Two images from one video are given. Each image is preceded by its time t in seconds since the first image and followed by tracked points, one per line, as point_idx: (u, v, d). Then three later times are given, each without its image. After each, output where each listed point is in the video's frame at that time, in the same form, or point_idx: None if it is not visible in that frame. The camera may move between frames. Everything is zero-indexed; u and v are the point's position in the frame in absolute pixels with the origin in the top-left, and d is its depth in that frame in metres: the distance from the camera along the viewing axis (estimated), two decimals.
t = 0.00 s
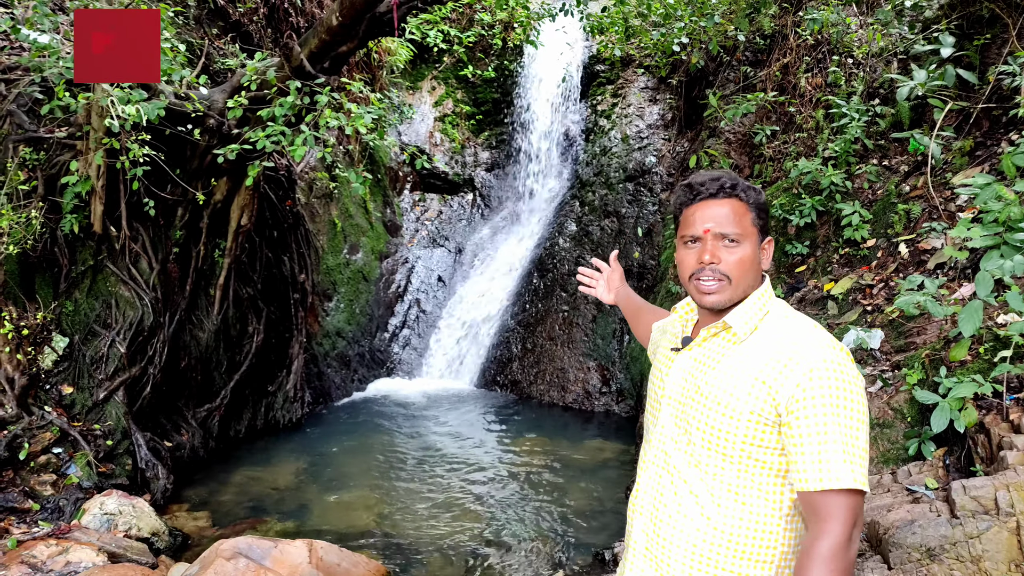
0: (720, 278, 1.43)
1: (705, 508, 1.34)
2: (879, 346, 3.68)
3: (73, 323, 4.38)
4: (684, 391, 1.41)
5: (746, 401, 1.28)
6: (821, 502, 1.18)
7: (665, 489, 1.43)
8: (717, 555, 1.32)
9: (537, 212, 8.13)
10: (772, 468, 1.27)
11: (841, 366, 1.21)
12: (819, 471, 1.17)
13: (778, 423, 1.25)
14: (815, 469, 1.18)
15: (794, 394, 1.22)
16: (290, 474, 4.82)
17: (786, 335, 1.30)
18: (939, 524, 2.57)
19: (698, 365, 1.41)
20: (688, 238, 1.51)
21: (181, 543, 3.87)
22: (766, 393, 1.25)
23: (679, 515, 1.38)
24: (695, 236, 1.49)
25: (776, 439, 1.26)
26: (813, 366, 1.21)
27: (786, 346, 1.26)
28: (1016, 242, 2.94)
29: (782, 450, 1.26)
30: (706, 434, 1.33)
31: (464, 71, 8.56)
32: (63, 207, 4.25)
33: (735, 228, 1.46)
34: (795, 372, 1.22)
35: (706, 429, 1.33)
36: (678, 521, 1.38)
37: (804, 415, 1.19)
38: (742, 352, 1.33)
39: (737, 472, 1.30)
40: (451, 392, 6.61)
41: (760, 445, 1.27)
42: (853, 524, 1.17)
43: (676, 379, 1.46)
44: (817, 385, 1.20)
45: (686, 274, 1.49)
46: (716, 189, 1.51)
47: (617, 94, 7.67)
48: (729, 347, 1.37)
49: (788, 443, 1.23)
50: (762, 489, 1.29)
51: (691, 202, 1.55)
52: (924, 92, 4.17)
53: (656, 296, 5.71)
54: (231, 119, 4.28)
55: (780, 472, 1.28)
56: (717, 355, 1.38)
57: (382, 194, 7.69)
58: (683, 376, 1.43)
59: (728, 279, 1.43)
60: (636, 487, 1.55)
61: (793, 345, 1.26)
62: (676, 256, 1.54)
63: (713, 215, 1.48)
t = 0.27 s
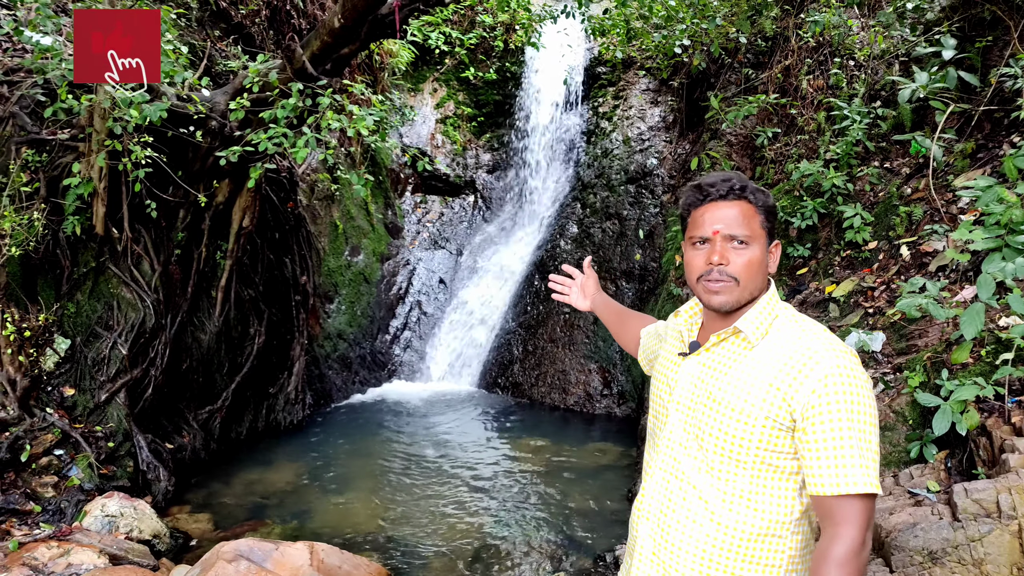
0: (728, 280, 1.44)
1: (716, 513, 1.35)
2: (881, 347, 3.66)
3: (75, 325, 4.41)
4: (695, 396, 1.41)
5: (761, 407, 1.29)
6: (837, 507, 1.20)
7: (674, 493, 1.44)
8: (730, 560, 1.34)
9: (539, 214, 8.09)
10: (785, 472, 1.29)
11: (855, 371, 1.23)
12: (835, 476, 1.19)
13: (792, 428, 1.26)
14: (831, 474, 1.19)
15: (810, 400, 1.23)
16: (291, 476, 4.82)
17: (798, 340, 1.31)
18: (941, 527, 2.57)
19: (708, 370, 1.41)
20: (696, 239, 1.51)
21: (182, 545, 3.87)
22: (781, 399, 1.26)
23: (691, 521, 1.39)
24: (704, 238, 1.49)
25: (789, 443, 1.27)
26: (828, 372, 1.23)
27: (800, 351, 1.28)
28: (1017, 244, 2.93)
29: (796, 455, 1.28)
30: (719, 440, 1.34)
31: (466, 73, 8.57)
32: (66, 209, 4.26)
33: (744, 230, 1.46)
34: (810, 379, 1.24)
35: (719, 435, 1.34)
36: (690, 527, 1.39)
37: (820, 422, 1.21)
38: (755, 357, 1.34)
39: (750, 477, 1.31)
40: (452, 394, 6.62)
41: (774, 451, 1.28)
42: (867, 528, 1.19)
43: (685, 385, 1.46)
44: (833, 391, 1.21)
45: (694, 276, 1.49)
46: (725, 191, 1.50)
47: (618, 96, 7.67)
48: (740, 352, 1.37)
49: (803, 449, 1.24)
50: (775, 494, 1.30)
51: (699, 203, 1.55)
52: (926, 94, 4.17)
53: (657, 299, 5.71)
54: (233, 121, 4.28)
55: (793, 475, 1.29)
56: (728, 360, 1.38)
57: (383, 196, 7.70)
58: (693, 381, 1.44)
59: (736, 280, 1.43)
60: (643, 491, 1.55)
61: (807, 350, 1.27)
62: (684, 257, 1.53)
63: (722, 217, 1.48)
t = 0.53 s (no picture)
0: (720, 294, 1.45)
1: (724, 524, 1.36)
2: (879, 357, 3.69)
3: (73, 335, 4.39)
4: (701, 407, 1.43)
5: (770, 418, 1.31)
6: (845, 516, 1.23)
7: (680, 504, 1.45)
8: (737, 570, 1.35)
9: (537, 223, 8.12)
10: (792, 481, 1.32)
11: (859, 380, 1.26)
12: (843, 487, 1.21)
13: (798, 439, 1.28)
14: (839, 485, 1.22)
15: (818, 411, 1.25)
16: (290, 486, 4.81)
17: (804, 351, 1.33)
18: (940, 537, 2.56)
19: (713, 382, 1.42)
20: (690, 255, 1.53)
21: (181, 557, 3.85)
22: (789, 410, 1.29)
23: (698, 531, 1.40)
24: (695, 253, 1.51)
25: (796, 454, 1.30)
26: (834, 383, 1.25)
27: (807, 363, 1.30)
28: (1014, 254, 2.94)
29: (801, 465, 1.30)
30: (726, 451, 1.36)
31: (465, 83, 8.61)
32: (64, 220, 4.26)
33: (732, 243, 1.47)
34: (818, 391, 1.26)
35: (727, 446, 1.35)
36: (696, 538, 1.40)
37: (829, 432, 1.23)
38: (761, 368, 1.35)
39: (757, 487, 1.33)
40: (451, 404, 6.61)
41: (782, 461, 1.31)
42: (873, 537, 1.23)
43: (688, 396, 1.47)
44: (839, 402, 1.23)
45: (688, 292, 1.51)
46: (713, 205, 1.52)
47: (616, 105, 7.69)
48: (745, 364, 1.39)
49: (811, 459, 1.27)
50: (782, 504, 1.33)
51: (691, 218, 1.57)
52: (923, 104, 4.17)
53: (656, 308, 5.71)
54: (232, 132, 4.29)
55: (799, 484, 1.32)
56: (733, 371, 1.40)
57: (382, 206, 7.71)
58: (697, 393, 1.45)
59: (728, 294, 1.45)
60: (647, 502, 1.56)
61: (813, 362, 1.29)
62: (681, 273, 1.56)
63: (711, 232, 1.50)
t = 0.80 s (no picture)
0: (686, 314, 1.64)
1: (727, 538, 1.43)
2: (889, 373, 3.67)
3: (82, 350, 4.39)
4: (708, 424, 1.51)
5: (770, 437, 1.37)
6: (842, 538, 1.26)
7: (688, 517, 1.52)
8: None
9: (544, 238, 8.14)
10: (794, 500, 1.37)
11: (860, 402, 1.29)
12: (838, 508, 1.25)
13: (799, 458, 1.34)
14: (834, 506, 1.26)
15: (816, 432, 1.30)
16: (296, 501, 4.81)
17: (807, 373, 1.38)
18: (951, 555, 2.54)
19: (719, 400, 1.50)
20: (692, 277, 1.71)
21: (187, 572, 3.85)
22: (788, 430, 1.34)
23: (703, 544, 1.47)
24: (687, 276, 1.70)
25: (796, 474, 1.35)
26: (832, 405, 1.29)
27: (807, 384, 1.35)
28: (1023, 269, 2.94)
29: (802, 485, 1.35)
30: (729, 467, 1.43)
31: (472, 98, 8.68)
32: (76, 235, 4.30)
33: (687, 269, 1.62)
34: (816, 412, 1.31)
35: (730, 463, 1.43)
36: (702, 550, 1.47)
37: (824, 454, 1.28)
38: (764, 388, 1.41)
39: (759, 503, 1.40)
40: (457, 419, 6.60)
41: (783, 479, 1.36)
42: (872, 559, 1.25)
43: (699, 413, 1.55)
44: (836, 424, 1.28)
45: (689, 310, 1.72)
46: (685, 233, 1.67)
47: (623, 121, 7.72)
48: (751, 383, 1.46)
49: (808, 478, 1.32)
50: (784, 520, 1.38)
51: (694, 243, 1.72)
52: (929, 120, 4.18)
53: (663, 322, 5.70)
54: (242, 148, 4.32)
55: (801, 503, 1.37)
56: (738, 391, 1.47)
57: (390, 221, 7.76)
58: (706, 410, 1.53)
59: (688, 315, 1.63)
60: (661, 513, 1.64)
61: (813, 384, 1.34)
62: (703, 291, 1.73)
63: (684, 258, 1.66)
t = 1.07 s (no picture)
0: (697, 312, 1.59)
1: (734, 538, 1.38)
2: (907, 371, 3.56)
3: (101, 345, 4.46)
4: (712, 422, 1.46)
5: (767, 434, 1.31)
6: (837, 535, 1.19)
7: (696, 517, 1.49)
8: None
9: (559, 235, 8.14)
10: (796, 499, 1.31)
11: (859, 395, 1.22)
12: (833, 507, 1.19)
13: (797, 455, 1.27)
14: (829, 504, 1.20)
15: (810, 426, 1.24)
16: (311, 495, 4.85)
17: (806, 366, 1.31)
18: (972, 555, 2.54)
19: (722, 398, 1.45)
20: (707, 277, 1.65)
21: (205, 565, 3.88)
22: (784, 426, 1.29)
23: (711, 544, 1.43)
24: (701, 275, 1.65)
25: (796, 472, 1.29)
26: (829, 399, 1.23)
27: (805, 378, 1.28)
28: None
29: (802, 483, 1.29)
30: (730, 466, 1.38)
31: (487, 96, 8.70)
32: (95, 231, 4.34)
33: (696, 266, 1.57)
34: (811, 407, 1.25)
35: (732, 460, 1.38)
36: (712, 551, 1.43)
37: (819, 449, 1.22)
38: (763, 383, 1.36)
39: (762, 503, 1.34)
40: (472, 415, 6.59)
41: (784, 477, 1.30)
42: (867, 559, 1.18)
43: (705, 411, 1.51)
44: (832, 419, 1.21)
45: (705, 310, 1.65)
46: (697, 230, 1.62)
47: (639, 117, 7.70)
48: (751, 379, 1.40)
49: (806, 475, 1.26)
50: (786, 520, 1.32)
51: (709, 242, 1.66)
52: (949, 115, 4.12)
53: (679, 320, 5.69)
54: (259, 145, 4.35)
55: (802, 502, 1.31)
56: (739, 387, 1.42)
57: (405, 218, 7.77)
58: (711, 408, 1.48)
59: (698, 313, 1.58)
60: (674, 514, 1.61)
61: (810, 378, 1.28)
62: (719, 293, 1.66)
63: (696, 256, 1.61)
